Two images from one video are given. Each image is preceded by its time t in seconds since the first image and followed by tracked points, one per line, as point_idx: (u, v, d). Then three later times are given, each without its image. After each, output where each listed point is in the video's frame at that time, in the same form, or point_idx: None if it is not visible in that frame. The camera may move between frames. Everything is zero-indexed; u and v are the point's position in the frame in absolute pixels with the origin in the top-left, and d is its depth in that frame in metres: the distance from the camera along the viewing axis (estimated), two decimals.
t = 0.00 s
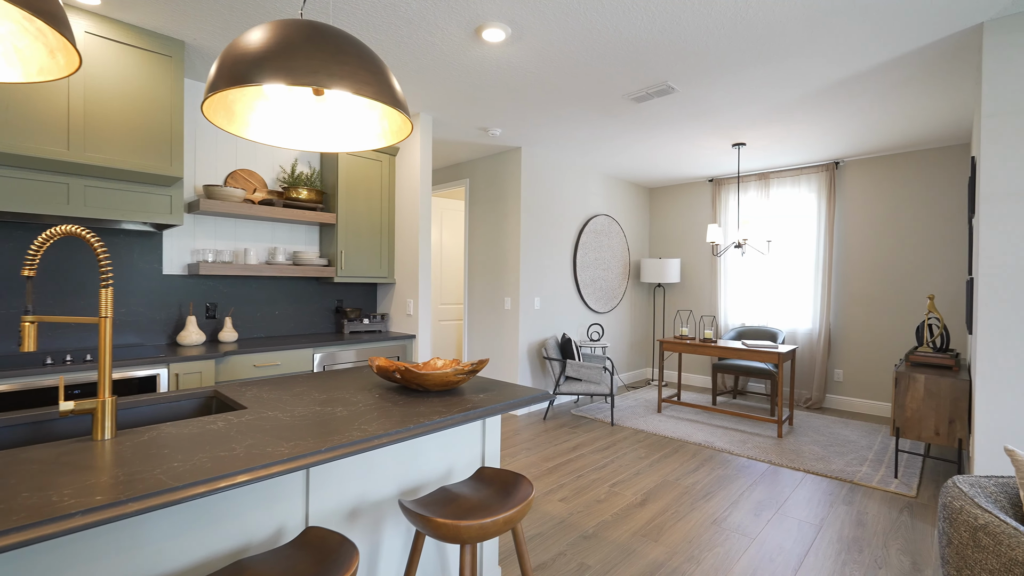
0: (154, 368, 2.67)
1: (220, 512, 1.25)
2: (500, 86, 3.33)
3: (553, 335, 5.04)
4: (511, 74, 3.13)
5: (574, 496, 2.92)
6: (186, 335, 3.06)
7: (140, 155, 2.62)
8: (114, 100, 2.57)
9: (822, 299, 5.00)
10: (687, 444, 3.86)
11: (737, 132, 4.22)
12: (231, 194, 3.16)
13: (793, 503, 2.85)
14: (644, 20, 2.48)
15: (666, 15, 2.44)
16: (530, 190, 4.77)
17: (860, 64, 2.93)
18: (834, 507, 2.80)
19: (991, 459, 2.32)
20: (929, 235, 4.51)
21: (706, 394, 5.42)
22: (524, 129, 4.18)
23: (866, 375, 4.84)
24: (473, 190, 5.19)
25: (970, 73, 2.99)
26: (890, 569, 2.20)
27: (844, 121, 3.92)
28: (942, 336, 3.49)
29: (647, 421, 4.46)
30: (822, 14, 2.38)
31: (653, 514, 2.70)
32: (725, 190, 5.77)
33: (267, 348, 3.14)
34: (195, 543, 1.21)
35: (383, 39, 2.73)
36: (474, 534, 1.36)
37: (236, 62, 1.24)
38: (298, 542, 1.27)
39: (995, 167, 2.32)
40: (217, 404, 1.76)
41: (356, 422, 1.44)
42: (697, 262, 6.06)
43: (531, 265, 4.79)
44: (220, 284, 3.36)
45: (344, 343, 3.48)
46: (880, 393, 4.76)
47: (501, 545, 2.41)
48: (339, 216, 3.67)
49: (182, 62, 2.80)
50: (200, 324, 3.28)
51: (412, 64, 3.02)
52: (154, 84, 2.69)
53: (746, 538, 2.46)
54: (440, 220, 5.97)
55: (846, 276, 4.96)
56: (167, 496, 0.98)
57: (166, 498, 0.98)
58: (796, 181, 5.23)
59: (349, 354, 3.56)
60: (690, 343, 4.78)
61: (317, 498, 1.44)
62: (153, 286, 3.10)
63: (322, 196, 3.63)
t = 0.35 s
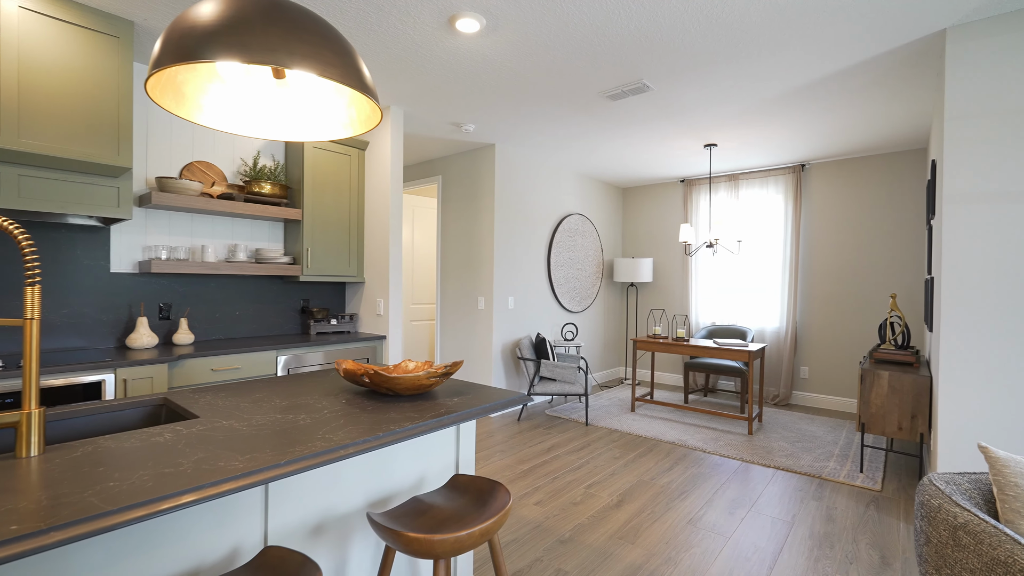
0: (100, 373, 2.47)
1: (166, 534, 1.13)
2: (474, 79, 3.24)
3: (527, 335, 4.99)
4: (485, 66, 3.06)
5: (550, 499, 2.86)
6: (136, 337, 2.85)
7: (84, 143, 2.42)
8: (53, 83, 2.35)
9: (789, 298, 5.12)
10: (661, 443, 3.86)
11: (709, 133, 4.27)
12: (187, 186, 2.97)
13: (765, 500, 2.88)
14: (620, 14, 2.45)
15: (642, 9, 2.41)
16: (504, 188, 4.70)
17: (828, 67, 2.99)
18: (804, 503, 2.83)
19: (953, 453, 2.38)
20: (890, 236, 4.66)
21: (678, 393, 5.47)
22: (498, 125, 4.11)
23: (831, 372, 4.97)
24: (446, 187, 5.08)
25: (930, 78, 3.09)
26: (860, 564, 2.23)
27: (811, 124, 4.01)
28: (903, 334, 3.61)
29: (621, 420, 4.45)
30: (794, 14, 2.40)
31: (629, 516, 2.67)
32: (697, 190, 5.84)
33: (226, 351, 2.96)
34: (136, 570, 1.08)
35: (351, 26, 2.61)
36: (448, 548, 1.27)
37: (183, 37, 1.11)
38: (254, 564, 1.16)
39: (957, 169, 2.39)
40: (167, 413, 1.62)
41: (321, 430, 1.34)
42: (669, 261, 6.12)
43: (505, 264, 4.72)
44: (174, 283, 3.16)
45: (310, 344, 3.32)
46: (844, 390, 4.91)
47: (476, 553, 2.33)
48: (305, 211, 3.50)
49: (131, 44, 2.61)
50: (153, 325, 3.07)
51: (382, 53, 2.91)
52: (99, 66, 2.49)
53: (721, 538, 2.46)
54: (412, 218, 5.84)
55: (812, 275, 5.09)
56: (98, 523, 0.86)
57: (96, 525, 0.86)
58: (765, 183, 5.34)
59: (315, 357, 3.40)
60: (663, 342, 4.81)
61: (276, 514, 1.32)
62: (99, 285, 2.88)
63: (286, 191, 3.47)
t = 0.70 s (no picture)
0: (37, 380, 2.27)
1: (100, 563, 1.00)
2: (446, 71, 3.15)
3: (500, 334, 4.92)
4: (458, 58, 2.97)
5: (525, 502, 2.80)
6: (79, 340, 2.63)
7: (17, 129, 2.21)
8: None
9: (757, 296, 5.23)
10: (635, 442, 3.86)
11: (681, 133, 4.30)
12: (137, 178, 2.77)
13: (738, 497, 2.90)
14: (596, 6, 2.41)
15: (618, 2, 2.38)
16: (477, 185, 4.62)
17: (798, 68, 3.04)
18: (775, 499, 2.87)
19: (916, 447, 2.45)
20: (852, 236, 4.82)
21: (650, 391, 5.52)
22: (471, 120, 4.02)
23: (797, 369, 5.10)
24: (417, 184, 4.96)
25: (892, 82, 3.18)
26: (831, 558, 2.26)
27: (779, 125, 4.08)
28: (866, 331, 3.71)
29: (595, 419, 4.44)
30: (767, 13, 2.41)
31: (605, 518, 2.64)
32: (668, 190, 5.90)
33: (180, 354, 2.77)
34: None
35: (316, 11, 2.48)
36: (419, 564, 1.19)
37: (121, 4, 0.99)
38: None
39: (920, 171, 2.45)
40: (108, 424, 1.47)
41: (280, 440, 1.23)
42: (641, 260, 6.16)
43: (478, 263, 4.64)
44: (123, 282, 2.94)
45: (273, 346, 3.16)
46: (809, 386, 5.04)
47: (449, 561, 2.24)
48: (268, 206, 3.33)
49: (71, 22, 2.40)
50: (99, 327, 2.86)
51: (350, 41, 2.78)
52: (33, 44, 2.27)
53: (697, 537, 2.45)
54: (382, 216, 5.68)
55: (779, 274, 5.21)
56: (10, 558, 0.74)
57: (7, 561, 0.73)
58: (733, 183, 5.44)
59: (278, 359, 3.24)
60: (636, 340, 4.83)
61: (230, 534, 1.21)
62: (36, 284, 2.65)
63: (247, 184, 3.29)
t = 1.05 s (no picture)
0: None
1: None
2: (417, 64, 3.05)
3: (475, 334, 4.83)
4: (429, 50, 2.88)
5: (498, 507, 2.73)
6: (15, 345, 2.43)
7: None
8: None
9: (729, 296, 5.29)
10: (610, 442, 3.84)
11: (655, 132, 4.31)
12: (83, 170, 2.58)
13: (712, 497, 2.90)
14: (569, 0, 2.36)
15: None
16: (451, 182, 4.52)
17: (770, 69, 3.06)
18: (748, 498, 2.88)
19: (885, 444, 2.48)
20: (819, 237, 4.92)
21: (625, 391, 5.53)
22: (444, 116, 3.92)
23: (767, 367, 5.19)
24: (388, 181, 4.82)
25: (860, 86, 3.24)
26: (804, 557, 2.26)
27: (750, 127, 4.13)
28: (834, 330, 3.78)
29: (570, 420, 4.40)
30: (741, 11, 2.41)
31: (581, 522, 2.59)
32: (642, 190, 5.93)
33: (130, 359, 2.59)
34: None
35: None
36: None
37: None
38: None
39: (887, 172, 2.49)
40: (36, 438, 1.33)
41: (228, 454, 1.12)
42: (616, 260, 6.17)
43: (451, 262, 4.54)
44: (67, 281, 2.74)
45: (234, 349, 3.00)
46: (778, 383, 5.13)
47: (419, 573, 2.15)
48: (228, 202, 3.16)
49: None
50: (39, 330, 2.65)
51: (315, 29, 2.65)
52: None
53: (672, 539, 2.43)
54: (353, 213, 5.52)
55: (749, 274, 5.29)
56: None
57: None
58: (706, 184, 5.50)
59: (240, 363, 3.08)
60: (611, 340, 4.81)
61: (172, 559, 1.10)
62: None
63: (205, 178, 3.12)
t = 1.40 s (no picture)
0: None
1: None
2: (388, 52, 2.92)
3: (451, 335, 4.71)
4: (400, 38, 2.75)
5: (472, 515, 2.62)
6: None
7: None
8: None
9: (707, 295, 5.29)
10: (589, 444, 3.76)
11: (634, 129, 4.25)
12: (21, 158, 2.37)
13: (692, 500, 2.84)
14: None
15: None
16: (426, 178, 4.38)
17: (749, 65, 3.02)
18: (728, 500, 2.83)
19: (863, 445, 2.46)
20: (795, 236, 4.95)
21: (604, 391, 5.48)
22: (419, 109, 3.79)
23: (745, 366, 5.20)
24: (361, 177, 4.66)
25: (837, 84, 3.23)
26: (785, 561, 2.21)
27: (729, 125, 4.11)
28: (811, 329, 3.78)
29: (549, 422, 4.32)
30: (721, 3, 2.36)
31: (558, 529, 2.50)
32: (622, 189, 5.89)
33: (73, 363, 2.40)
34: None
35: None
36: None
37: None
38: None
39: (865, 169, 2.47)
40: None
41: (155, 473, 0.98)
42: (595, 259, 6.12)
43: (427, 260, 4.41)
44: (3, 280, 2.52)
45: (192, 351, 2.82)
46: (756, 382, 5.14)
47: None
48: (186, 195, 2.97)
49: None
50: None
51: (277, 12, 2.50)
52: None
53: (651, 545, 2.36)
54: (325, 210, 5.33)
55: (727, 273, 5.29)
56: None
57: None
58: (684, 183, 5.49)
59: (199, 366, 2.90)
60: (590, 340, 4.75)
61: None
62: None
63: (160, 170, 2.93)
